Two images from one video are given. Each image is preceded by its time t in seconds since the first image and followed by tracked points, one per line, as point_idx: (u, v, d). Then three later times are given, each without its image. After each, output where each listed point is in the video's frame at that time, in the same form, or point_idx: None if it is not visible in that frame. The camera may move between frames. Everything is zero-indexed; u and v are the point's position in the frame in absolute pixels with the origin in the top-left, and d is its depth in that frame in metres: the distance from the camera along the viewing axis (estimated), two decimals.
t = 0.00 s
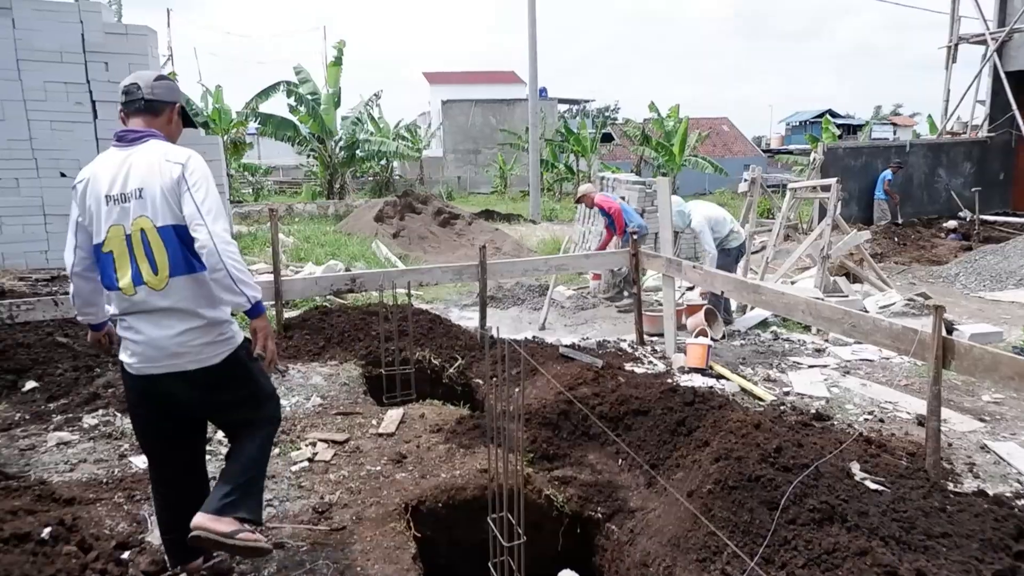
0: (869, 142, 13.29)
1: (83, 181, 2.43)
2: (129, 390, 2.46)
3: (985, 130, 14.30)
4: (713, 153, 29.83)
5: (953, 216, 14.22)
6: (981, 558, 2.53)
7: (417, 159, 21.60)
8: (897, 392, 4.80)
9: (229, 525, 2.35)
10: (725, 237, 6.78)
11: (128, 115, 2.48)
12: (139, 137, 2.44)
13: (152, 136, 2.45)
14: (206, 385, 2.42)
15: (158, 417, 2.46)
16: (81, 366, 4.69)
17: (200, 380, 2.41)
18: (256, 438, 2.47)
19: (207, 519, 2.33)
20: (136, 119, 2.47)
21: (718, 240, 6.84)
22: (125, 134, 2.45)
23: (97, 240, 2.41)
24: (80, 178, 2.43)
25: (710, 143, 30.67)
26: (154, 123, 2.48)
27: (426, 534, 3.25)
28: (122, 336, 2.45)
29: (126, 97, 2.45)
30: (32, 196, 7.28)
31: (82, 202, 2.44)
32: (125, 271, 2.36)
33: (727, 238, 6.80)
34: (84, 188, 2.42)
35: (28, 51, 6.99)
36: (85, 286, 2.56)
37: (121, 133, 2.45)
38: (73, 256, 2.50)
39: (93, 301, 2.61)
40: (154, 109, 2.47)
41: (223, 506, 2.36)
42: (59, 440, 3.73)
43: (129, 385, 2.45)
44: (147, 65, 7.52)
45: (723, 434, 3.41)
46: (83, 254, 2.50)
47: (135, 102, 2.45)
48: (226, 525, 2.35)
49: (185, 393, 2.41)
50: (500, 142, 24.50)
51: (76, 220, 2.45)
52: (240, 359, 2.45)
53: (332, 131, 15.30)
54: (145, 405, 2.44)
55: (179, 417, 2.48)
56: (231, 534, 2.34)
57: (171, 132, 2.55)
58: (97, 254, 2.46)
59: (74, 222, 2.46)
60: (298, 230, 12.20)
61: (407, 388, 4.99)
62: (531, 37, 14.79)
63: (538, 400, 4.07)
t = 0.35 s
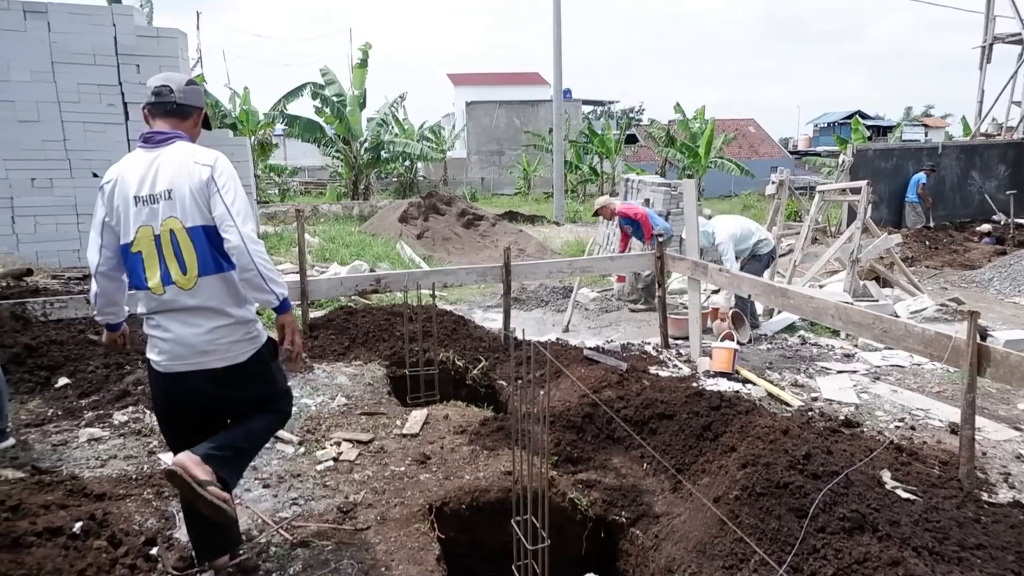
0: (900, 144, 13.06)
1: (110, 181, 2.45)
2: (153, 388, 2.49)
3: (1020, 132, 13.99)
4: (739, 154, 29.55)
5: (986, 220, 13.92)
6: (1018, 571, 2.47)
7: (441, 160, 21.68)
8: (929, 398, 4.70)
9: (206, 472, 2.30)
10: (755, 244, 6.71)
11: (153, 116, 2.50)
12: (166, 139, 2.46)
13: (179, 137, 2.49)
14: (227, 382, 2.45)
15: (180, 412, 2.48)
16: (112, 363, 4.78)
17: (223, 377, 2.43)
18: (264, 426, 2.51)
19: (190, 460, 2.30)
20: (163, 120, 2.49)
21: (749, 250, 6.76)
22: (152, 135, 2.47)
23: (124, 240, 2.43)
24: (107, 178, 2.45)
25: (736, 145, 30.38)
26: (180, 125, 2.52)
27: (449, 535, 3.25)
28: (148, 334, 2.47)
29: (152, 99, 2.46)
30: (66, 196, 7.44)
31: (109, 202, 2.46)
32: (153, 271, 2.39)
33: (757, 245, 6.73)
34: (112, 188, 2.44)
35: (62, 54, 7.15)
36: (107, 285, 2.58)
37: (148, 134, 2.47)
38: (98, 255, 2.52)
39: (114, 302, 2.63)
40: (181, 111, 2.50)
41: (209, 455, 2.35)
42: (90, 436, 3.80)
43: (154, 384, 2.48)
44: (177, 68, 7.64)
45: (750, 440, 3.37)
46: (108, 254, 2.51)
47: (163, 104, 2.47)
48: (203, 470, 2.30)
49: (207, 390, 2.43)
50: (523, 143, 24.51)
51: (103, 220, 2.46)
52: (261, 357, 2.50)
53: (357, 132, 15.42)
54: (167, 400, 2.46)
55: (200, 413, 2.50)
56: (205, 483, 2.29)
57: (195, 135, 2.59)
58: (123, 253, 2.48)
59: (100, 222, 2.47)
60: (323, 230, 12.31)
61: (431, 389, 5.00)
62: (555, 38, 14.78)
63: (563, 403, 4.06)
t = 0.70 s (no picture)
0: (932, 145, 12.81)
1: (140, 183, 2.47)
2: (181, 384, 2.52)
3: None
4: (766, 156, 29.22)
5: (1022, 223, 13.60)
6: None
7: (465, 161, 21.74)
8: (962, 406, 4.60)
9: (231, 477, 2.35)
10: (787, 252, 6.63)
11: (182, 119, 2.52)
12: (196, 142, 2.49)
13: (209, 140, 2.52)
14: (252, 381, 2.47)
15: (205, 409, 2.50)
16: (143, 361, 4.86)
17: (248, 375, 2.46)
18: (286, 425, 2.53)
19: (217, 464, 2.33)
20: (193, 123, 2.52)
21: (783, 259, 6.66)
22: (182, 138, 2.50)
23: (154, 240, 2.45)
24: (137, 179, 2.47)
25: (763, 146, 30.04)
26: (210, 128, 2.55)
27: (473, 537, 3.24)
28: (176, 334, 2.50)
29: (182, 103, 2.49)
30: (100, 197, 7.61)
31: (139, 203, 2.48)
32: (183, 271, 2.42)
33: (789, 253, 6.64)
34: (142, 189, 2.46)
35: (97, 58, 7.31)
36: (139, 284, 2.57)
37: (178, 137, 2.50)
38: (128, 255, 2.53)
39: (147, 302, 2.61)
40: (211, 114, 2.53)
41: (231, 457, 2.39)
42: (121, 432, 3.87)
43: (181, 381, 2.51)
44: (207, 70, 7.75)
45: (779, 447, 3.32)
46: (138, 253, 2.53)
47: (193, 107, 2.50)
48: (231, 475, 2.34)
49: (234, 388, 2.46)
50: (548, 145, 24.47)
51: (132, 220, 2.48)
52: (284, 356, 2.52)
53: (383, 133, 15.52)
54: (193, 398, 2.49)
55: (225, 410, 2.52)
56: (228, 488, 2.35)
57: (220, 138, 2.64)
58: (152, 253, 2.50)
59: (130, 221, 2.49)
60: (349, 231, 12.41)
61: (455, 390, 5.01)
62: (580, 39, 14.75)
63: (588, 405, 4.04)
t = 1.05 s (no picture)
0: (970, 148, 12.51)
1: (174, 185, 2.50)
2: (212, 381, 2.53)
3: None
4: (797, 158, 28.82)
5: None
6: None
7: (493, 164, 21.78)
8: (1003, 416, 4.48)
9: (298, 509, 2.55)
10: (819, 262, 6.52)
11: (215, 122, 2.55)
12: (229, 146, 2.53)
13: (242, 144, 2.56)
14: (286, 378, 2.51)
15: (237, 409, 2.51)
16: (176, 360, 4.94)
17: (283, 372, 2.49)
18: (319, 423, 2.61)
19: (284, 505, 2.52)
20: (227, 127, 2.55)
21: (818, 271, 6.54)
22: (216, 142, 2.54)
23: (188, 241, 2.46)
24: (171, 180, 2.50)
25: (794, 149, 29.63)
26: (243, 132, 2.59)
27: (501, 541, 3.24)
28: (209, 333, 2.51)
29: (215, 107, 2.52)
30: (136, 198, 7.79)
31: (173, 204, 2.50)
32: (218, 272, 2.44)
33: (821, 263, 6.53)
34: (176, 190, 2.49)
35: (134, 62, 7.47)
36: (174, 285, 2.56)
37: (212, 140, 2.54)
38: (162, 256, 2.54)
39: (184, 303, 2.60)
40: (245, 118, 2.57)
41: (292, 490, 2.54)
42: (155, 430, 3.93)
43: (213, 378, 2.52)
44: (241, 75, 7.87)
45: (812, 455, 3.26)
46: (171, 254, 2.54)
47: (227, 111, 2.53)
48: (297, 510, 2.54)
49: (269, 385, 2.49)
50: (575, 147, 24.42)
51: (166, 221, 2.50)
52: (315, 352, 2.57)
53: (411, 136, 15.61)
54: (227, 397, 2.50)
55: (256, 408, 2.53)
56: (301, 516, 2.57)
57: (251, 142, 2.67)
58: (186, 254, 2.51)
59: (164, 222, 2.51)
60: (377, 233, 12.51)
61: (482, 393, 5.02)
62: (608, 41, 14.69)
63: (616, 410, 4.01)
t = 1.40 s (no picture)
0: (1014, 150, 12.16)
1: (212, 187, 2.52)
2: (248, 381, 2.55)
3: None
4: (832, 161, 28.32)
5: None
6: None
7: (523, 167, 21.79)
8: None
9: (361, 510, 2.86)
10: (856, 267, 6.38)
11: (253, 127, 2.58)
12: (267, 150, 2.56)
13: (280, 149, 2.60)
14: (321, 378, 2.55)
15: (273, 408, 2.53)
16: (211, 360, 5.02)
17: (319, 372, 2.53)
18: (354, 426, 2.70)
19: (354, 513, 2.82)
20: (263, 132, 2.58)
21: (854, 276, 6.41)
22: (254, 146, 2.57)
23: (228, 243, 2.48)
24: (210, 184, 2.51)
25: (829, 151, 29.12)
26: (279, 136, 2.62)
27: (530, 546, 3.23)
28: (247, 333, 2.53)
29: (252, 113, 2.54)
30: (174, 201, 7.97)
31: (213, 207, 2.51)
32: (258, 273, 2.47)
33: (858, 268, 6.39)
34: (215, 194, 2.50)
35: (173, 68, 7.64)
36: (214, 287, 2.57)
37: (250, 145, 2.57)
38: (200, 258, 2.54)
39: (222, 304, 2.61)
40: (281, 123, 2.59)
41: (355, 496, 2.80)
42: (191, 429, 4.00)
43: (250, 379, 2.54)
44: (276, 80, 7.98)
45: (850, 465, 3.19)
46: (210, 257, 2.54)
47: (264, 116, 2.56)
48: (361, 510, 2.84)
49: (305, 384, 2.52)
50: (605, 150, 24.31)
51: (206, 223, 2.51)
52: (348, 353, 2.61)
53: (441, 140, 15.70)
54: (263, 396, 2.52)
55: (291, 408, 2.56)
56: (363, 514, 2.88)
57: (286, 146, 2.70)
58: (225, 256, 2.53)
59: (203, 225, 2.51)
60: (408, 235, 12.61)
61: (512, 397, 5.01)
62: (640, 44, 14.60)
63: (648, 415, 3.98)
